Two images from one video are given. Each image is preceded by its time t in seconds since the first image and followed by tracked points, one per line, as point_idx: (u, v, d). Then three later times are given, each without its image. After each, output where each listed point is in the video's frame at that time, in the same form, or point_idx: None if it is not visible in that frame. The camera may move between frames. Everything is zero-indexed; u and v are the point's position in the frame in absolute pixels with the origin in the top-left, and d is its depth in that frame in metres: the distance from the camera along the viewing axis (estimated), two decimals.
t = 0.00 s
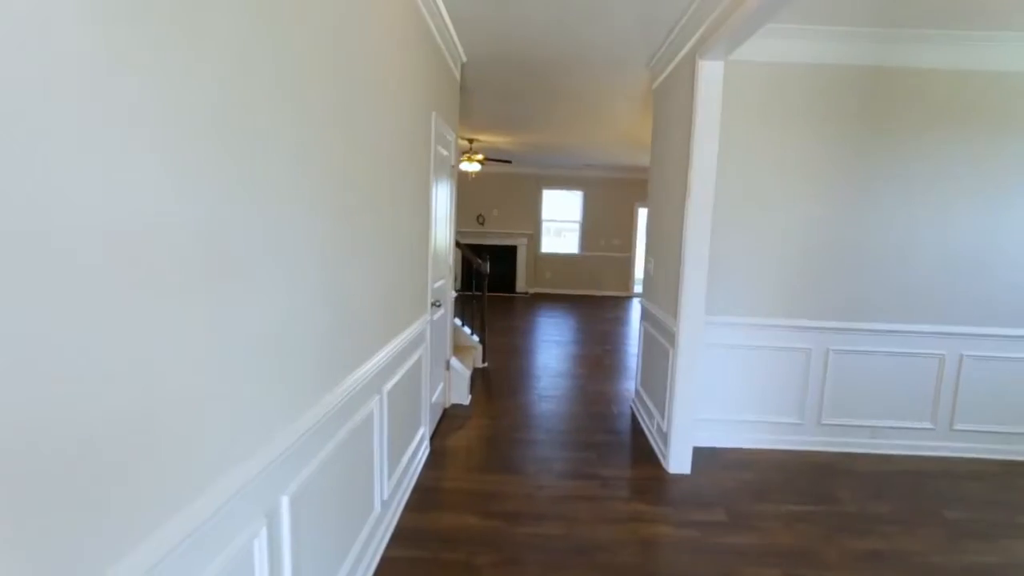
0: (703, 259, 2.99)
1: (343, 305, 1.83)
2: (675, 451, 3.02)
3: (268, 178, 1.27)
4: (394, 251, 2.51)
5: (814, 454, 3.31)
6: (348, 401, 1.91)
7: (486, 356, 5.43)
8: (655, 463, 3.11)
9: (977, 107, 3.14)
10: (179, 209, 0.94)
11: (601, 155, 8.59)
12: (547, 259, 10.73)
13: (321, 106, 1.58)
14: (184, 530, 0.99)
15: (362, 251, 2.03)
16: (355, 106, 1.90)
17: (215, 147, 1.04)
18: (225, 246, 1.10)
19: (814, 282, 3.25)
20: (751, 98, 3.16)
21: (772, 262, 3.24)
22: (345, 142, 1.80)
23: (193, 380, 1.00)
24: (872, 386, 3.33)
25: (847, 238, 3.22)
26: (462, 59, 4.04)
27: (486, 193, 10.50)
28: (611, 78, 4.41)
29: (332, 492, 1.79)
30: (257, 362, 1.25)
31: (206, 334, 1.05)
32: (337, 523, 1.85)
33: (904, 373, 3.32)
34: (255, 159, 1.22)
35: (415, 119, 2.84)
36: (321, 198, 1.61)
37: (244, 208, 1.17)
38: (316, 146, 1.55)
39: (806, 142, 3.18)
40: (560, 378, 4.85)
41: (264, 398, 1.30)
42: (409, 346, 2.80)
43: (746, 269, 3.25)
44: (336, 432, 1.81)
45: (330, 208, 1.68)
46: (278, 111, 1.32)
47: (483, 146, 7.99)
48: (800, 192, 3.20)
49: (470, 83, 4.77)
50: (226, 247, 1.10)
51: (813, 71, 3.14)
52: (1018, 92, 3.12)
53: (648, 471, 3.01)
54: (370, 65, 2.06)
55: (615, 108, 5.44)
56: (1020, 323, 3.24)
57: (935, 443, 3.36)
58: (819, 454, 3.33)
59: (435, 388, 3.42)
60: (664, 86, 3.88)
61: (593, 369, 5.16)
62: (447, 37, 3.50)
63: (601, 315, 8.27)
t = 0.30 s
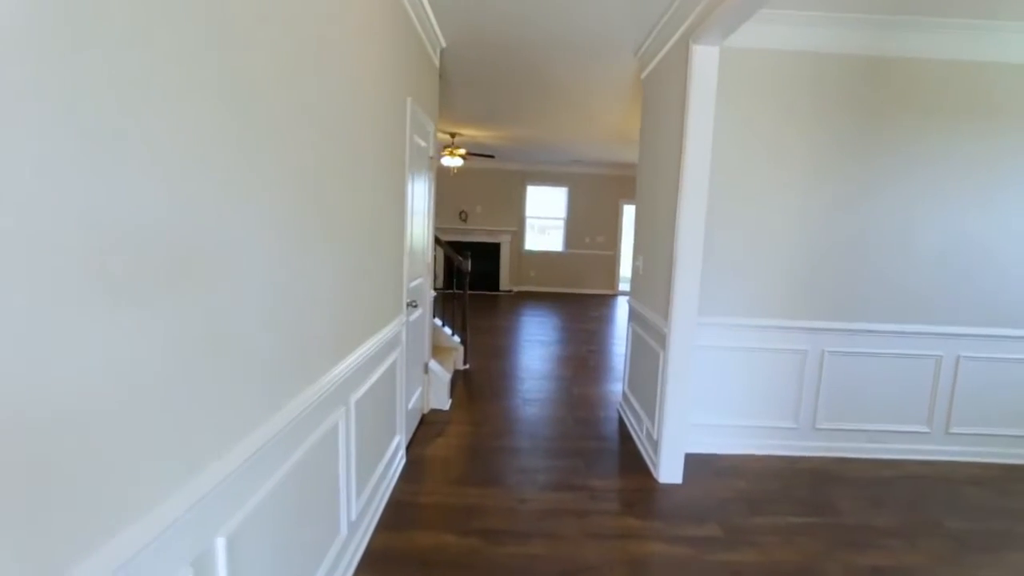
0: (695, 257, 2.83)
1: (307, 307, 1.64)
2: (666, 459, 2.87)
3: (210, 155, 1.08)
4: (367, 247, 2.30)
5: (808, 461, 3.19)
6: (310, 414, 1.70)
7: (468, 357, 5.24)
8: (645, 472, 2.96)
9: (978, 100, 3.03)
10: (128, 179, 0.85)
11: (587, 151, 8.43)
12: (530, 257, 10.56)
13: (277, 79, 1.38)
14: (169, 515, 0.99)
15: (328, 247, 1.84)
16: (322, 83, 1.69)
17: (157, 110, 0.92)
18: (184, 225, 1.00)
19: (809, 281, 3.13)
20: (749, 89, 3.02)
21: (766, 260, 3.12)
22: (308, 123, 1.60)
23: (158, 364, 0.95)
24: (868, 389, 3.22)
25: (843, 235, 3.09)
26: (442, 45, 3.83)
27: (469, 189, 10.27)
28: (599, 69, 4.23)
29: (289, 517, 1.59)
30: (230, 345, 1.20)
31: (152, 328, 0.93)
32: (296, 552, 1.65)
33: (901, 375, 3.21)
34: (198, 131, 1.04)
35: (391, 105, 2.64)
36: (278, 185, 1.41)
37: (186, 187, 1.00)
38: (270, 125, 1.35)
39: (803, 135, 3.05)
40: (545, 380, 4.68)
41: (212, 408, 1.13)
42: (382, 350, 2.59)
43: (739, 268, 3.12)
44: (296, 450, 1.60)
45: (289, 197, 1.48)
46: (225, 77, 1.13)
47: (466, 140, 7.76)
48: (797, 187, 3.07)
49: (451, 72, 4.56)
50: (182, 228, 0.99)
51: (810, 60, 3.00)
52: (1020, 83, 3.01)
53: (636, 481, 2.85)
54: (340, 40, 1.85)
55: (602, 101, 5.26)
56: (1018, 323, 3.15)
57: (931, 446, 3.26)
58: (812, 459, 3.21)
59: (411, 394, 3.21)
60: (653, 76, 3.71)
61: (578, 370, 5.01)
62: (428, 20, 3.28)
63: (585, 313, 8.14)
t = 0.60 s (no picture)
0: (678, 252, 2.70)
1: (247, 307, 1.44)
2: (647, 464, 2.74)
3: (104, 121, 0.89)
4: (325, 241, 2.10)
5: (791, 462, 3.10)
6: (251, 428, 1.50)
7: (442, 356, 5.05)
8: (626, 477, 2.83)
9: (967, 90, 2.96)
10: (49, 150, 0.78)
11: (564, 144, 8.29)
12: (507, 252, 10.40)
13: (206, 40, 1.18)
14: (95, 528, 0.90)
15: (279, 240, 1.64)
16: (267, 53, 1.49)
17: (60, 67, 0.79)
18: (109, 204, 0.91)
19: (792, 278, 3.05)
20: (733, 76, 2.90)
21: (751, 256, 3.02)
22: (249, 95, 1.39)
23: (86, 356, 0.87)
24: (850, 387, 3.16)
25: (828, 230, 3.01)
26: (413, 27, 3.62)
27: (444, 183, 10.04)
28: (577, 56, 4.07)
29: (228, 547, 1.40)
30: (169, 337, 1.10)
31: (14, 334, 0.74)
32: None
33: (886, 373, 3.15)
34: (91, 90, 0.85)
35: (356, 85, 2.43)
36: (209, 164, 1.21)
37: (94, 158, 0.87)
38: (199, 92, 1.15)
39: (789, 124, 2.94)
40: (521, 380, 4.52)
41: (116, 426, 0.95)
42: (345, 352, 2.39)
43: (721, 263, 3.02)
44: (232, 468, 1.40)
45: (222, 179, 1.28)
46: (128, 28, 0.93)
47: (441, 132, 7.54)
48: (782, 180, 2.97)
49: (422, 59, 4.35)
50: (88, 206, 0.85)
51: (798, 45, 2.88)
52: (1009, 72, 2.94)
53: (616, 488, 2.71)
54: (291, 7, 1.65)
55: (581, 92, 5.11)
56: (1001, 319, 3.10)
57: (917, 444, 3.23)
58: (796, 459, 3.14)
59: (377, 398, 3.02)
60: (633, 63, 3.56)
61: (556, 369, 4.87)
62: None
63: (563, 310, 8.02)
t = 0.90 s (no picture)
0: (645, 244, 2.59)
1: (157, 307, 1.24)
2: (613, 465, 2.64)
3: None
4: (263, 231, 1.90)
5: (755, 457, 3.12)
6: (162, 446, 1.30)
7: (401, 352, 4.86)
8: (591, 477, 2.73)
9: (922, 85, 3.04)
10: None
11: (529, 135, 8.14)
12: (471, 245, 10.21)
13: None
14: None
15: (197, 227, 1.44)
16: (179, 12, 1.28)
17: None
18: None
19: (757, 271, 3.04)
20: (700, 63, 2.83)
21: (717, 250, 2.99)
22: (152, 54, 1.19)
23: None
24: (814, 380, 3.20)
25: (792, 225, 3.02)
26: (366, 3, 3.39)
27: (405, 173, 9.74)
28: (539, 40, 3.91)
29: None
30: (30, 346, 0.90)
31: None
32: None
33: (845, 366, 3.24)
34: None
35: (301, 59, 2.22)
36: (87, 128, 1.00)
37: None
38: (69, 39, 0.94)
39: (756, 115, 2.90)
40: (484, 376, 4.38)
41: None
42: (288, 352, 2.19)
43: (687, 256, 2.96)
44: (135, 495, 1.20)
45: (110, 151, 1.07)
46: None
47: (401, 119, 7.27)
48: (748, 172, 2.95)
49: (378, 40, 4.12)
50: None
51: (765, 33, 2.84)
52: (958, 70, 3.05)
53: (580, 490, 2.60)
54: None
55: (545, 79, 4.96)
56: (952, 313, 3.29)
57: (874, 436, 3.34)
58: (760, 453, 3.16)
59: (328, 399, 2.81)
60: (598, 47, 3.43)
61: (520, 363, 4.75)
62: None
63: (526, 303, 7.91)
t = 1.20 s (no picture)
0: (606, 238, 2.52)
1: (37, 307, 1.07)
2: (574, 464, 2.58)
3: None
4: (191, 222, 1.72)
5: (716, 450, 3.13)
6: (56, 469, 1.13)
7: (356, 349, 4.67)
8: (551, 477, 2.67)
9: (875, 80, 3.09)
10: None
11: (489, 125, 7.99)
12: (429, 237, 10.01)
13: None
14: None
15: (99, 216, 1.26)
16: None
17: None
18: None
19: (718, 264, 3.03)
20: (661, 54, 2.77)
21: (677, 244, 2.96)
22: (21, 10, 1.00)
23: None
24: (771, 373, 3.23)
25: (750, 218, 3.03)
26: None
27: (360, 162, 9.41)
28: (498, 24, 3.77)
29: None
30: None
31: None
32: None
33: (800, 359, 3.27)
34: None
35: (236, 34, 2.03)
36: None
37: None
38: None
39: (715, 108, 2.88)
40: (442, 372, 4.25)
41: None
42: (223, 352, 2.00)
43: (648, 250, 2.92)
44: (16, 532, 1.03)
45: None
46: None
47: (355, 106, 6.99)
48: (708, 166, 2.93)
49: (327, 19, 3.89)
50: None
51: (727, 24, 2.81)
52: (908, 67, 3.13)
53: (539, 492, 2.52)
54: None
55: (505, 66, 4.82)
56: (901, 305, 3.39)
57: (828, 426, 3.40)
58: (719, 447, 3.17)
59: (272, 402, 2.63)
60: (557, 33, 3.32)
61: (479, 359, 4.65)
62: None
63: (487, 296, 7.81)
